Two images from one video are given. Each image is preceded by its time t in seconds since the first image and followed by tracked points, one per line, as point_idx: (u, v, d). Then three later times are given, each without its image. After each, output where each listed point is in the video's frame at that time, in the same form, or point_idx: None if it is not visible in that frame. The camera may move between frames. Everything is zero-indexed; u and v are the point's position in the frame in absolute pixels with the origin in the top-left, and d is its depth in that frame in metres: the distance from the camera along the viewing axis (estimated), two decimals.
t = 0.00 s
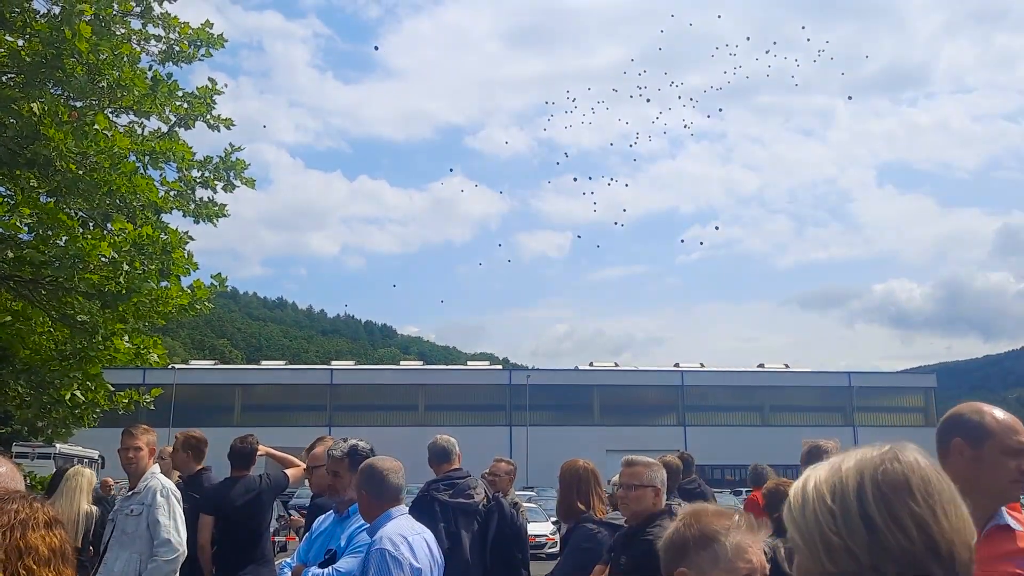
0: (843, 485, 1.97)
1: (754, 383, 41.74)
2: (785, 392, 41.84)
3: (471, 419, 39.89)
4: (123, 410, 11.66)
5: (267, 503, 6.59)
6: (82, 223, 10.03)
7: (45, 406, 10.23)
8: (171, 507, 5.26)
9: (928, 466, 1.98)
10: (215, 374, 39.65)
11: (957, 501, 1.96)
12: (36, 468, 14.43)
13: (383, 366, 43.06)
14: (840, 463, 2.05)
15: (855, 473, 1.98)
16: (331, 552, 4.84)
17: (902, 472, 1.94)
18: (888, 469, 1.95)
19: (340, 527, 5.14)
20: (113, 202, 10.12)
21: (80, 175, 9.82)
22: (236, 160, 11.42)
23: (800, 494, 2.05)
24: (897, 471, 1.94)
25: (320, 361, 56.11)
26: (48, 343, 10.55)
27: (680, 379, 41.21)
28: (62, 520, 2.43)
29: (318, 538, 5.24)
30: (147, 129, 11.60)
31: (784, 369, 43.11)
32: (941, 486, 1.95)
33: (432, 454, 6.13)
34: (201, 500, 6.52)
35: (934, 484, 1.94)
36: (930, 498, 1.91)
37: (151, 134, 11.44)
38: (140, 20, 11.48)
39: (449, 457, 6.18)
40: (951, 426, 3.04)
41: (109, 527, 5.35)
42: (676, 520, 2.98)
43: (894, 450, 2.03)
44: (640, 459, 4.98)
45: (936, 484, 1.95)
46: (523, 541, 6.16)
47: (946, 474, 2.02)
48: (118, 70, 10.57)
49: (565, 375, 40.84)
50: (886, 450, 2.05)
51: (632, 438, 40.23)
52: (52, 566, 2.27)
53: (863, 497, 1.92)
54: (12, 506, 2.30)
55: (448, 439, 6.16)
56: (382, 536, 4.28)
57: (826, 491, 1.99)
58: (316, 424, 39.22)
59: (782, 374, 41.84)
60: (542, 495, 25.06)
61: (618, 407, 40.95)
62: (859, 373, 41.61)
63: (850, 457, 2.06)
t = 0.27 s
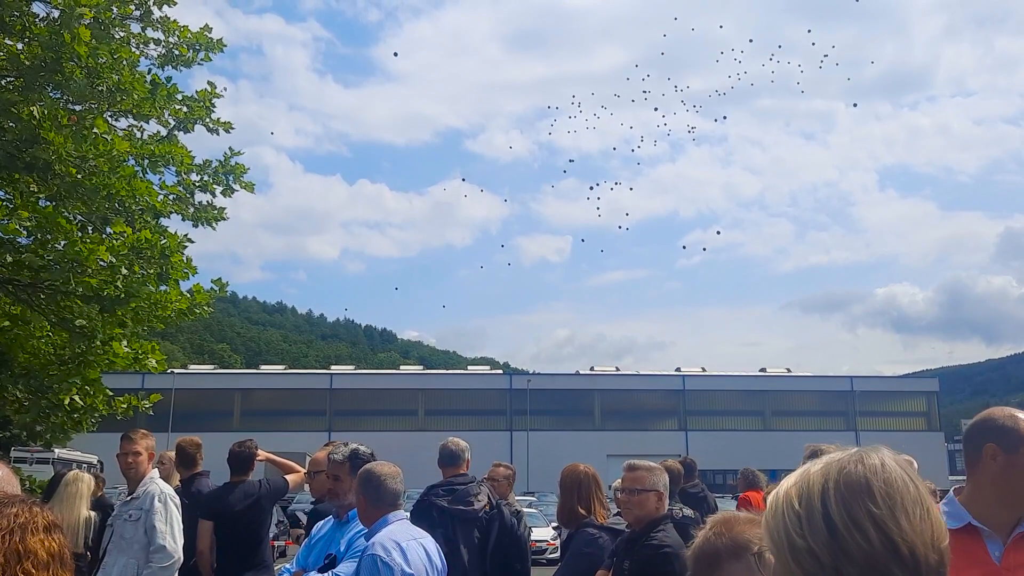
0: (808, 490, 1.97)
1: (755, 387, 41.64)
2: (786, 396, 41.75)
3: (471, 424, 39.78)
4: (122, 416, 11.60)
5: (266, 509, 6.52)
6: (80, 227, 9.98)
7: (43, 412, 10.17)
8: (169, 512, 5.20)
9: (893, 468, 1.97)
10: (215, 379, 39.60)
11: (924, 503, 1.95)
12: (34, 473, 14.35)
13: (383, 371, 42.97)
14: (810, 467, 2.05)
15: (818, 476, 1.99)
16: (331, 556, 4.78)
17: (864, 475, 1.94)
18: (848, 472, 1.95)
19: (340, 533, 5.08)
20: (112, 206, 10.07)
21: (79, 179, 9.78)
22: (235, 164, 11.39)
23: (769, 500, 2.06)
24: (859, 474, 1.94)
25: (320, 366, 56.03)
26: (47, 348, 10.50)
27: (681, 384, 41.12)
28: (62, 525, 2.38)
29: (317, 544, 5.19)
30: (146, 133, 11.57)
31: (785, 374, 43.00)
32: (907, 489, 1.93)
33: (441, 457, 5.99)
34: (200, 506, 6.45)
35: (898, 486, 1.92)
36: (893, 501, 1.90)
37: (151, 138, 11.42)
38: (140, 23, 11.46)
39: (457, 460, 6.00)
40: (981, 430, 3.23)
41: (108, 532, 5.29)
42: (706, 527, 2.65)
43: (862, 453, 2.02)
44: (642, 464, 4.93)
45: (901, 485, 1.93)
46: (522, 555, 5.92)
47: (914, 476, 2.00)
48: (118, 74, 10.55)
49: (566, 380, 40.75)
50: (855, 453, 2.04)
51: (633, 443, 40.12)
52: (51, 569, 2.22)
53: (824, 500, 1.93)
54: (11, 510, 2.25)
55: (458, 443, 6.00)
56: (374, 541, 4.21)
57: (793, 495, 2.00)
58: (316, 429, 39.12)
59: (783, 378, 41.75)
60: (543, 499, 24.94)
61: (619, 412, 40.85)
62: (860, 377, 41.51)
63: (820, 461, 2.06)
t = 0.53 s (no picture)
0: (814, 487, 1.96)
1: (757, 390, 41.59)
2: (787, 399, 41.70)
3: (472, 426, 39.75)
4: (123, 418, 11.60)
5: (267, 511, 6.51)
6: (81, 230, 9.98)
7: (44, 415, 10.16)
8: (169, 515, 5.19)
9: (899, 467, 1.96)
10: (217, 382, 39.61)
11: (928, 500, 1.95)
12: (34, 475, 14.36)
13: (385, 374, 42.95)
14: (814, 465, 2.04)
15: (824, 475, 1.97)
16: (331, 559, 4.77)
17: (869, 475, 1.93)
18: (854, 471, 1.94)
19: (340, 536, 5.07)
20: (113, 208, 10.07)
21: (80, 181, 9.77)
22: (236, 167, 11.40)
23: (775, 498, 2.05)
24: (863, 473, 1.93)
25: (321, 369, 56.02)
26: (48, 350, 10.50)
27: (682, 386, 41.08)
28: (60, 527, 2.37)
29: (318, 547, 5.17)
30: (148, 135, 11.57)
31: (787, 376, 42.94)
32: (913, 487, 1.93)
33: (454, 460, 5.61)
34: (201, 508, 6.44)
35: (902, 485, 1.92)
36: (900, 499, 1.90)
37: (152, 140, 11.43)
38: (141, 25, 11.47)
39: (467, 463, 5.67)
40: (986, 431, 3.11)
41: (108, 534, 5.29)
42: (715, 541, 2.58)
43: (865, 451, 2.02)
44: (648, 466, 4.93)
45: (907, 484, 1.93)
46: (525, 571, 5.47)
47: (919, 472, 1.99)
48: (119, 77, 10.56)
49: (567, 382, 40.72)
50: (856, 451, 2.03)
51: (634, 445, 40.07)
52: (49, 571, 2.21)
53: (831, 497, 1.92)
54: (10, 511, 2.24)
55: (473, 445, 5.66)
56: (375, 544, 4.20)
57: (798, 493, 1.98)
58: (317, 432, 39.10)
59: (785, 381, 41.69)
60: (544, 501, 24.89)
61: (621, 414, 40.81)
62: (862, 379, 41.45)
63: (823, 459, 2.05)
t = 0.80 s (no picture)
0: (833, 489, 1.94)
1: (759, 391, 41.53)
2: (789, 400, 41.64)
3: (474, 428, 39.74)
4: (124, 419, 11.60)
5: (268, 513, 6.50)
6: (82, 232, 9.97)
7: (45, 417, 10.13)
8: (169, 517, 5.18)
9: (917, 471, 1.95)
10: (218, 383, 39.63)
11: (946, 505, 1.94)
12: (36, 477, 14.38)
13: (386, 376, 42.94)
14: (831, 467, 2.03)
15: (843, 479, 1.96)
16: (331, 560, 4.77)
17: (888, 477, 1.92)
18: (872, 473, 1.93)
19: (341, 538, 5.05)
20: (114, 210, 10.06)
21: (81, 183, 9.77)
22: (237, 168, 11.40)
23: (793, 499, 2.03)
24: (882, 475, 1.92)
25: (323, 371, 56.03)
26: (49, 352, 10.50)
27: (684, 388, 41.03)
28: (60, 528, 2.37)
29: (318, 548, 5.15)
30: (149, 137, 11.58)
31: (789, 377, 42.88)
32: (930, 490, 1.92)
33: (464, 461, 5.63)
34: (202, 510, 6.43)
35: (920, 489, 1.91)
36: (919, 502, 1.89)
37: (153, 142, 11.43)
38: (142, 28, 11.48)
39: (477, 465, 5.66)
40: (979, 432, 2.96)
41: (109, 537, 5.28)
42: (697, 538, 2.60)
43: (884, 453, 2.00)
44: (653, 468, 4.90)
45: (925, 487, 1.92)
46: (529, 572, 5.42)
47: (935, 475, 1.99)
48: (120, 79, 10.57)
49: (569, 384, 40.69)
50: (873, 453, 2.03)
51: (636, 447, 40.02)
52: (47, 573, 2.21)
53: (851, 497, 1.91)
54: (8, 513, 2.24)
55: (482, 448, 5.65)
56: (378, 545, 4.19)
57: (817, 494, 1.97)
58: (319, 433, 39.09)
59: (787, 382, 41.63)
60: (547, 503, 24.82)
61: (622, 416, 40.78)
62: (864, 381, 41.41)
63: (840, 460, 2.04)
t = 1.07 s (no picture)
0: (851, 486, 1.94)
1: (760, 393, 41.53)
2: (790, 401, 41.62)
3: (475, 430, 39.72)
4: (126, 422, 11.59)
5: (270, 515, 6.49)
6: (84, 234, 9.97)
7: (47, 419, 10.11)
8: (170, 520, 5.17)
9: (934, 472, 1.94)
10: (220, 386, 39.62)
11: (961, 506, 1.94)
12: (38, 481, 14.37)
13: (388, 378, 42.94)
14: (848, 466, 2.02)
15: (861, 478, 1.95)
16: (333, 562, 4.77)
17: (907, 477, 1.91)
18: (891, 472, 1.93)
19: (343, 539, 5.04)
20: (115, 213, 10.04)
21: (82, 186, 9.78)
22: (238, 170, 11.42)
23: (809, 496, 2.04)
24: (901, 475, 1.92)
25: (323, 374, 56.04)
26: (51, 354, 10.52)
27: (686, 389, 41.02)
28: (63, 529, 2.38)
29: (320, 550, 5.14)
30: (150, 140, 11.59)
31: (790, 378, 42.85)
32: (947, 490, 1.92)
33: (469, 462, 5.64)
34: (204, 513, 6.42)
35: (937, 490, 1.91)
36: (938, 502, 1.88)
37: (154, 145, 11.44)
38: (143, 30, 11.50)
39: (481, 467, 5.66)
40: (982, 432, 2.92)
41: (110, 539, 5.28)
42: (678, 533, 2.58)
43: (901, 454, 2.00)
44: (656, 469, 4.89)
45: (942, 488, 1.92)
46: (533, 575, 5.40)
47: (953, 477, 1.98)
48: (122, 82, 10.58)
49: (570, 386, 40.68)
50: (887, 454, 2.02)
51: (638, 448, 39.98)
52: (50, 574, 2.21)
53: (870, 494, 1.90)
54: (8, 517, 2.23)
55: (486, 449, 5.65)
56: (382, 547, 4.18)
57: (833, 491, 1.97)
58: (321, 435, 39.07)
59: (788, 383, 41.59)
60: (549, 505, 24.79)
61: (624, 417, 40.76)
62: (865, 382, 41.38)
63: (857, 460, 2.04)
